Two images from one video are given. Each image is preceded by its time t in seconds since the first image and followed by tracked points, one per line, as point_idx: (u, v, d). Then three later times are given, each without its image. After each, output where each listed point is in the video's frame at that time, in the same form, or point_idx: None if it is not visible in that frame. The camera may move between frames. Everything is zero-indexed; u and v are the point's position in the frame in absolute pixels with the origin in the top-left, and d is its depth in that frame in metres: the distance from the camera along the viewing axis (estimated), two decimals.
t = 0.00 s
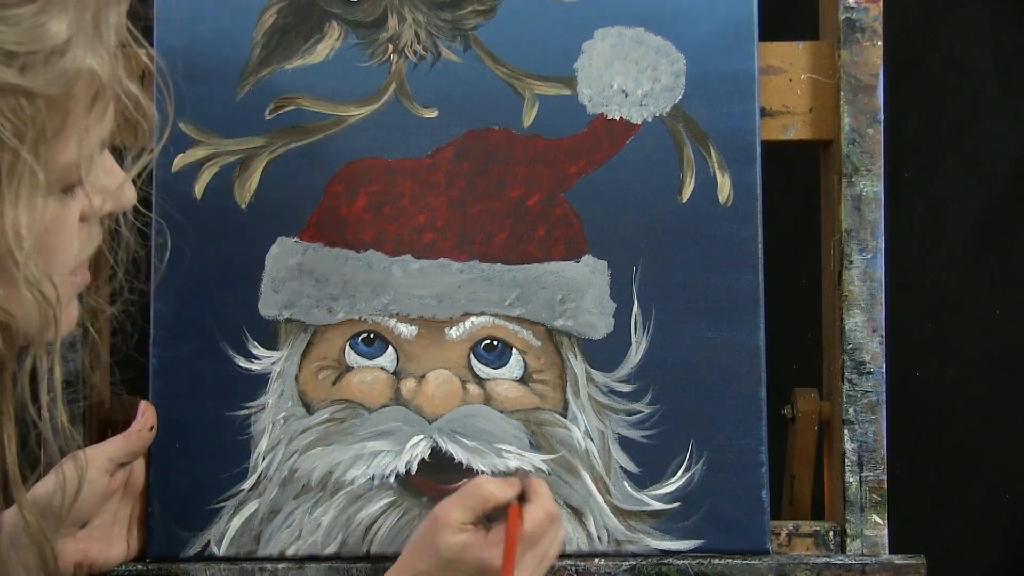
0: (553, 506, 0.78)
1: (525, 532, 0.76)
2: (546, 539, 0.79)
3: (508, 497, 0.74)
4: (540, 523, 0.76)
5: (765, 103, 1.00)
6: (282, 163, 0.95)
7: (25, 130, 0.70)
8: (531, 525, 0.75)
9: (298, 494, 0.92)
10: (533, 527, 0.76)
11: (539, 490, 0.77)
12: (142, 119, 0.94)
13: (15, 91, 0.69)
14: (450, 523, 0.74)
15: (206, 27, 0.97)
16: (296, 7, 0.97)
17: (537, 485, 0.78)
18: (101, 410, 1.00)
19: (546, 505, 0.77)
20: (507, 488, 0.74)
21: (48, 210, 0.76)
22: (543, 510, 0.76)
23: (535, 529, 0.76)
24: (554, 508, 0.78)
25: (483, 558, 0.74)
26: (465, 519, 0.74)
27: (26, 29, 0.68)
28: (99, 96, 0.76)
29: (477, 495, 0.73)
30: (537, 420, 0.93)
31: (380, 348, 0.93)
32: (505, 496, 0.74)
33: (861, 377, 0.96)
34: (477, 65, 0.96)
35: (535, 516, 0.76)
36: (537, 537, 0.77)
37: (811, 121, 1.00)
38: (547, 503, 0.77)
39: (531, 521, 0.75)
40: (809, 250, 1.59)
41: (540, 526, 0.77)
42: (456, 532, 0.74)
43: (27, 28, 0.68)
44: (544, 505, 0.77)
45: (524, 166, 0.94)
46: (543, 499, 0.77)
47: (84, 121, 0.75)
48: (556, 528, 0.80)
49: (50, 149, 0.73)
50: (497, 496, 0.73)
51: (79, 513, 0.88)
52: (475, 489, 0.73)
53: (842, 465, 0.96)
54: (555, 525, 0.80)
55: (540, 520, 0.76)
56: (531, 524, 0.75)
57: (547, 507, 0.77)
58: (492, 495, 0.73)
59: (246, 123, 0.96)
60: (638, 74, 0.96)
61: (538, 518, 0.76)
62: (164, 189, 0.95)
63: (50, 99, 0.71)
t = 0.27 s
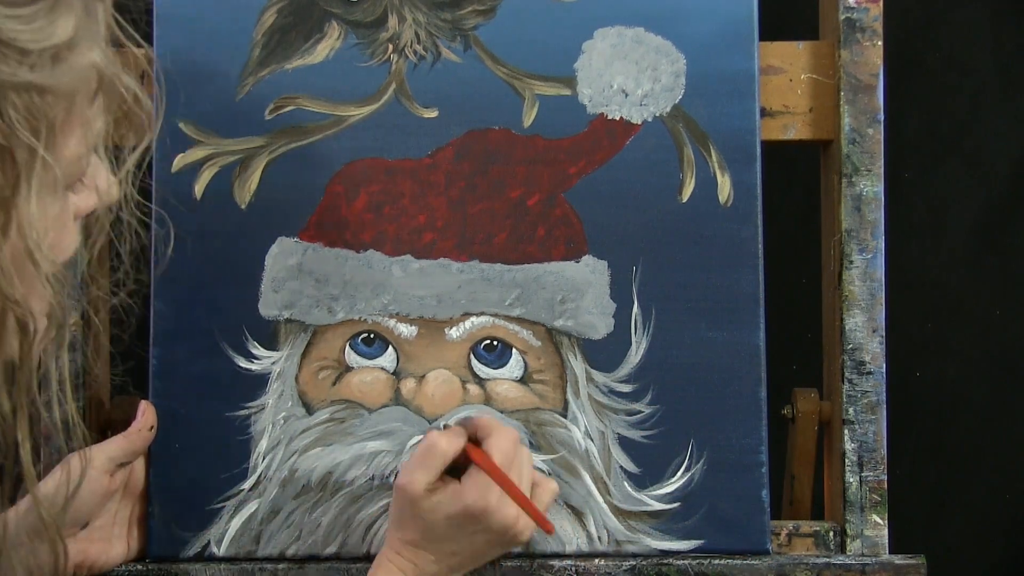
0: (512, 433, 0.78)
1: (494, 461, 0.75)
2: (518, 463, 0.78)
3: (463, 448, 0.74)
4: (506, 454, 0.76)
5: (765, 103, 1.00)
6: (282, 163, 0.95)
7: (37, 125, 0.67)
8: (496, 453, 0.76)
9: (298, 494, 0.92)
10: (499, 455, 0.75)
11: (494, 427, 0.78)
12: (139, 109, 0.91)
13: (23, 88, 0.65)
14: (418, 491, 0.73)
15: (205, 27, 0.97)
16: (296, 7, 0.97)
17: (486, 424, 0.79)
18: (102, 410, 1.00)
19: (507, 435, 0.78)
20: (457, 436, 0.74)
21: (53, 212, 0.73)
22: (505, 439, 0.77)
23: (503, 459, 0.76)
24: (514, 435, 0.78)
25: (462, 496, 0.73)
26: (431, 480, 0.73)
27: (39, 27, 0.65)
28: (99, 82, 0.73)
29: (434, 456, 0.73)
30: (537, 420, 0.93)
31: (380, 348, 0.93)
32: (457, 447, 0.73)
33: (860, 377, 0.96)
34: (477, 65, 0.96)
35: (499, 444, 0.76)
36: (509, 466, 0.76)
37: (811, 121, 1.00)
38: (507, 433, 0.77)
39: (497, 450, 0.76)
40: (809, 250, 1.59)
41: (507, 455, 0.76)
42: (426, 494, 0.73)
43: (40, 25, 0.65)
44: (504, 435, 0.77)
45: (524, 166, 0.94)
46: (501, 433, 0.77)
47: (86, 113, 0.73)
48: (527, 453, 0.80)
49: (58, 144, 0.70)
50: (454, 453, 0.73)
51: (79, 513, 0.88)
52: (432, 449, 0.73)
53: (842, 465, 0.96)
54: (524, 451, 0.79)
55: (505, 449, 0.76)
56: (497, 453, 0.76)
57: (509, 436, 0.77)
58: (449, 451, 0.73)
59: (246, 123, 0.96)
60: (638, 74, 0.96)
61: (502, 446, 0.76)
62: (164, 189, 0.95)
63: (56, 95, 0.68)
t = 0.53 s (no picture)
0: (524, 442, 0.79)
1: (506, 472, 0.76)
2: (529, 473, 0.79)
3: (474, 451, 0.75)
4: (519, 463, 0.77)
5: (765, 103, 1.00)
6: (282, 163, 0.95)
7: (96, 132, 0.64)
8: (508, 462, 0.76)
9: (298, 494, 0.92)
10: (510, 465, 0.76)
11: (505, 433, 0.79)
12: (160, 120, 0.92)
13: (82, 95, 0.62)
14: (430, 494, 0.74)
15: (206, 27, 0.97)
16: (296, 7, 0.97)
17: (499, 426, 0.80)
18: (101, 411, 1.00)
19: (519, 443, 0.79)
20: (469, 442, 0.76)
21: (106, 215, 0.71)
22: (517, 448, 0.78)
23: (513, 468, 0.77)
24: (525, 444, 0.79)
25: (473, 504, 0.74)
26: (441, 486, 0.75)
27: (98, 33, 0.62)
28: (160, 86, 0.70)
29: (444, 460, 0.74)
30: (537, 420, 0.93)
31: (380, 348, 0.93)
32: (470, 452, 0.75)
33: (861, 377, 0.96)
34: (477, 65, 0.96)
35: (511, 454, 0.77)
36: (519, 476, 0.77)
37: (811, 121, 1.00)
38: (519, 441, 0.78)
39: (509, 459, 0.77)
40: (809, 250, 1.59)
41: (517, 465, 0.77)
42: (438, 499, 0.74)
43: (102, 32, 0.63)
44: (515, 444, 0.78)
45: (524, 166, 0.94)
46: (512, 440, 0.78)
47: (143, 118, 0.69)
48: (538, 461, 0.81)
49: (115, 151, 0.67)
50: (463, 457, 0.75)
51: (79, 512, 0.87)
52: (443, 454, 0.74)
53: (842, 465, 0.96)
54: (535, 458, 0.80)
55: (517, 458, 0.77)
56: (508, 461, 0.76)
57: (521, 445, 0.78)
58: (458, 455, 0.74)
59: (246, 123, 0.96)
60: (638, 74, 0.96)
61: (513, 456, 0.77)
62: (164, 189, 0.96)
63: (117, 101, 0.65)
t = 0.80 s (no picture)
0: (560, 496, 0.75)
1: (528, 518, 0.73)
2: (553, 526, 0.75)
3: (513, 485, 0.73)
4: (544, 513, 0.74)
5: (765, 103, 1.00)
6: (282, 163, 0.95)
7: (84, 162, 0.64)
8: (535, 510, 0.73)
9: (298, 494, 0.92)
10: (536, 512, 0.73)
11: (546, 478, 0.75)
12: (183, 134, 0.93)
13: (72, 123, 0.63)
14: (456, 511, 0.72)
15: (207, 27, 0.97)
16: (296, 7, 0.97)
17: (544, 472, 0.75)
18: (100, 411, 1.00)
19: (555, 496, 0.75)
20: (512, 476, 0.73)
21: (96, 249, 0.70)
22: (550, 498, 0.74)
23: (538, 516, 0.74)
24: (563, 498, 0.75)
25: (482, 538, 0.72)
26: (469, 508, 0.72)
27: (93, 62, 0.63)
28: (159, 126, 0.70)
29: (481, 482, 0.72)
30: (537, 420, 0.93)
31: (380, 348, 0.93)
32: (508, 484, 0.73)
33: (861, 378, 0.96)
34: (477, 65, 0.96)
35: (538, 503, 0.73)
36: (541, 525, 0.74)
37: (811, 121, 1.00)
38: (556, 492, 0.75)
39: (536, 506, 0.73)
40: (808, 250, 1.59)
41: (545, 514, 0.74)
42: (459, 519, 0.72)
43: (97, 60, 0.63)
44: (552, 494, 0.74)
45: (524, 166, 0.94)
46: (549, 487, 0.75)
47: (140, 154, 0.70)
48: (567, 518, 0.77)
49: (104, 182, 0.67)
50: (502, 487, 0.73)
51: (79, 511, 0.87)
52: (484, 475, 0.72)
53: (842, 465, 0.96)
54: (566, 514, 0.77)
55: (543, 509, 0.74)
56: (536, 507, 0.73)
57: (556, 496, 0.74)
58: (495, 484, 0.72)
59: (246, 123, 0.96)
60: (638, 74, 0.96)
61: (544, 506, 0.74)
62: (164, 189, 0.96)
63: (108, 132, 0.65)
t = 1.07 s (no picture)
0: (525, 461, 0.76)
1: (498, 489, 0.74)
2: (526, 492, 0.76)
3: (474, 462, 0.73)
4: (514, 481, 0.75)
5: (765, 103, 1.00)
6: (282, 163, 0.95)
7: (92, 115, 0.65)
8: (504, 481, 0.74)
9: (298, 494, 0.92)
10: (504, 483, 0.74)
11: (509, 449, 0.76)
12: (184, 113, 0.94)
13: (82, 78, 0.63)
14: (426, 496, 0.73)
15: (205, 27, 0.97)
16: (296, 7, 0.97)
17: (505, 442, 0.75)
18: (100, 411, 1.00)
19: (520, 463, 0.75)
20: (474, 452, 0.73)
21: (96, 207, 0.72)
22: (515, 466, 0.75)
23: (508, 486, 0.74)
24: (526, 463, 0.76)
25: (459, 517, 0.73)
26: (439, 491, 0.73)
27: (101, 19, 0.64)
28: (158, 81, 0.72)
29: (444, 464, 0.73)
30: (537, 420, 0.93)
31: (380, 348, 0.93)
32: (472, 463, 0.73)
33: (861, 377, 0.96)
34: (477, 65, 0.96)
35: (507, 472, 0.74)
36: (512, 494, 0.75)
37: (811, 121, 1.00)
38: (519, 459, 0.75)
39: (505, 476, 0.74)
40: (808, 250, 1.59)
41: (513, 483, 0.75)
42: (431, 504, 0.73)
43: (103, 18, 0.64)
44: (518, 463, 0.75)
45: (524, 166, 0.94)
46: (514, 456, 0.75)
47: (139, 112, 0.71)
48: (538, 480, 0.78)
49: (108, 137, 0.68)
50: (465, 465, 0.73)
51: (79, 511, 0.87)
52: (445, 458, 0.73)
53: (842, 465, 0.96)
54: (535, 477, 0.77)
55: (513, 477, 0.74)
56: (504, 478, 0.74)
57: (520, 463, 0.75)
58: (459, 464, 0.72)
59: (246, 123, 0.96)
60: (638, 74, 0.96)
61: (512, 476, 0.74)
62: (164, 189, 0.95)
63: (114, 88, 0.66)
